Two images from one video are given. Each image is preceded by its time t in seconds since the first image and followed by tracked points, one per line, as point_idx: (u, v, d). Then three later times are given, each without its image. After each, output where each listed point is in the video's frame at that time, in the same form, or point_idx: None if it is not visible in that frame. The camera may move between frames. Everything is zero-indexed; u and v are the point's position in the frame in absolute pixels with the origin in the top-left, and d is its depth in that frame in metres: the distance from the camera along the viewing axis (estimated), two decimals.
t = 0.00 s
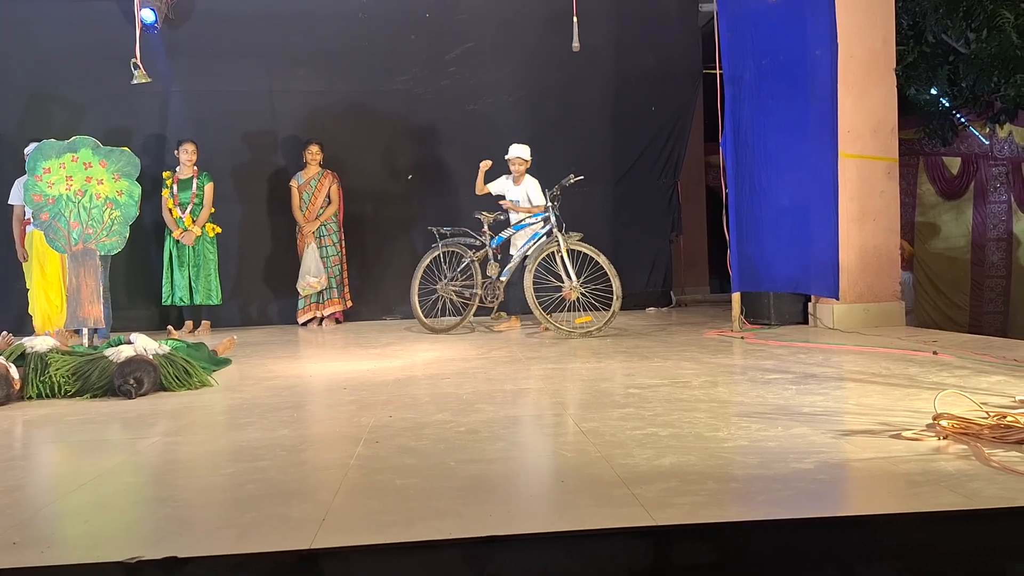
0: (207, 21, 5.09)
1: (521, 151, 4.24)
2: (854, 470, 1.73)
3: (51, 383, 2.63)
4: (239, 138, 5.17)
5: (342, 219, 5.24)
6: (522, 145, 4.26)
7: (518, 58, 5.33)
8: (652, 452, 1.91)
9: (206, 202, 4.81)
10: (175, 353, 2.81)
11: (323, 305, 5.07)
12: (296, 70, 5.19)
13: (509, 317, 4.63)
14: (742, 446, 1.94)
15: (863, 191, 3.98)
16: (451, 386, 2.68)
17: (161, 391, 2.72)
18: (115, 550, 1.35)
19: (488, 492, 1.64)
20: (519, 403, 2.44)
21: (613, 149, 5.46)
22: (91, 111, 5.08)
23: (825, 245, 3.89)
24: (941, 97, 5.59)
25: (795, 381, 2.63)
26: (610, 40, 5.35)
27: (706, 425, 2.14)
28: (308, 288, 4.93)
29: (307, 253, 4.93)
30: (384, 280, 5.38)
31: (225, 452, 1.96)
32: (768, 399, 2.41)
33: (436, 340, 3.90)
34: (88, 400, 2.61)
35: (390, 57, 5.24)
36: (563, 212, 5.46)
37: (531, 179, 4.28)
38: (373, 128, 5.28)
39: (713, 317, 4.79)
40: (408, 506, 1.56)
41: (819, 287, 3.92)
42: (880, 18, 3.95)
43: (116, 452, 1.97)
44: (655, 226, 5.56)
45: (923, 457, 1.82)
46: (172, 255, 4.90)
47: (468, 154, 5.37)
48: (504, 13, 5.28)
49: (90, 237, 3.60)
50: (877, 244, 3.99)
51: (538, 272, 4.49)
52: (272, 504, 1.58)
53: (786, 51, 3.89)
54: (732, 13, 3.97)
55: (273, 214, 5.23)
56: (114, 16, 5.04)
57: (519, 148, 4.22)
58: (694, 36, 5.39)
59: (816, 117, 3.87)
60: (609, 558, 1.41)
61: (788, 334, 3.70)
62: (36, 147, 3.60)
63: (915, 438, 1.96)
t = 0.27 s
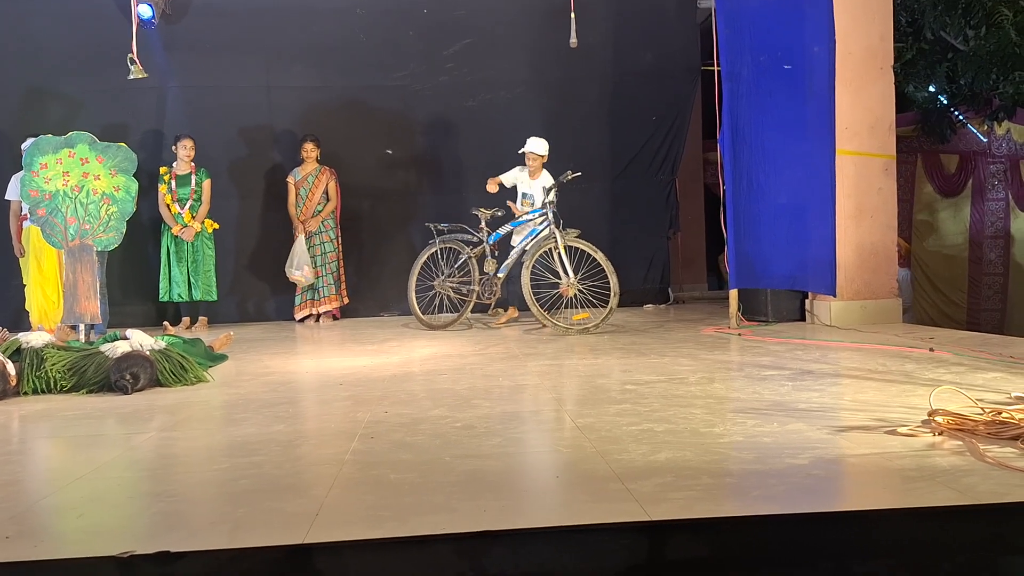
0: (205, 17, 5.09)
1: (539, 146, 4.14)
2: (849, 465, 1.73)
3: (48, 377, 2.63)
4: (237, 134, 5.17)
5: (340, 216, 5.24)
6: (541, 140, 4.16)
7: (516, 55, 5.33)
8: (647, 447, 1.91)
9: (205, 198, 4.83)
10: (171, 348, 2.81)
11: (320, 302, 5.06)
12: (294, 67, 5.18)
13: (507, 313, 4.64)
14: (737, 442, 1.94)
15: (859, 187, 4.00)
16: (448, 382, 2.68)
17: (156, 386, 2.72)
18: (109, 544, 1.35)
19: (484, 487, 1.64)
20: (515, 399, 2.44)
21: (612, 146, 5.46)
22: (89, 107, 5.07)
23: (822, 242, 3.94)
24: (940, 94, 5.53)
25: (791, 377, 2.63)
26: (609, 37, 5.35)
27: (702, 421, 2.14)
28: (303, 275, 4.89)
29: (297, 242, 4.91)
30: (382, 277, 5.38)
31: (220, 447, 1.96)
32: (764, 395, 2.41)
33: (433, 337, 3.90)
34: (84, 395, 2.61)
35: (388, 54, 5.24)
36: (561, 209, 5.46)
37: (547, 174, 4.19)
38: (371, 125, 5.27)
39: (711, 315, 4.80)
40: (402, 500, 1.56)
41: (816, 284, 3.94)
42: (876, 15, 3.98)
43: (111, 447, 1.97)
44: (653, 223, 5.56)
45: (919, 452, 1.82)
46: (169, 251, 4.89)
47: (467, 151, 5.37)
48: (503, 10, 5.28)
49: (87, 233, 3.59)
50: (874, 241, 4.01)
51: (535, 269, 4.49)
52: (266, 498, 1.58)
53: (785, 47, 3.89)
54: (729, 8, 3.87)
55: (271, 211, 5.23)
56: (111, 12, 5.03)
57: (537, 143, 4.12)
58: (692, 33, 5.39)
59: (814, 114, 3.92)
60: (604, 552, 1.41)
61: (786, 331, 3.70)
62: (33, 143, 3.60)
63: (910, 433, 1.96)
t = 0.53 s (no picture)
0: (203, 15, 5.09)
1: (540, 146, 4.06)
2: (842, 466, 1.74)
3: (46, 376, 2.64)
4: (235, 132, 5.17)
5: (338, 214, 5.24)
6: (544, 139, 4.08)
7: (515, 52, 5.32)
8: (641, 448, 1.92)
9: (203, 196, 4.84)
10: (168, 347, 2.82)
11: (316, 301, 5.05)
12: (293, 64, 5.18)
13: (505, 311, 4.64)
14: (731, 442, 1.95)
15: (857, 186, 3.94)
16: (445, 381, 2.69)
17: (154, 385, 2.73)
18: (103, 544, 1.36)
19: (478, 487, 1.64)
20: (511, 398, 2.45)
21: (610, 143, 5.46)
22: (88, 104, 5.07)
23: (819, 241, 3.97)
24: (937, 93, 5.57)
25: (787, 376, 2.64)
26: (607, 34, 5.33)
27: (696, 420, 2.15)
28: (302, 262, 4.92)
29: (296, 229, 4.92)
30: (381, 274, 5.38)
31: (216, 446, 1.97)
32: (759, 394, 2.42)
33: (431, 335, 3.91)
34: (81, 394, 2.62)
35: (386, 51, 5.23)
36: (559, 207, 5.47)
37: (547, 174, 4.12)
38: (370, 122, 5.27)
39: (708, 312, 4.80)
40: (396, 500, 1.57)
41: (812, 282, 4.01)
42: (875, 12, 3.91)
43: (107, 446, 1.98)
44: (651, 221, 5.57)
45: (911, 453, 1.83)
46: (168, 249, 4.90)
47: (466, 148, 5.37)
48: (501, 6, 5.27)
49: (85, 231, 3.60)
50: (871, 240, 3.98)
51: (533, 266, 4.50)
52: (260, 498, 1.59)
53: (782, 47, 3.94)
54: (727, 8, 3.95)
55: (270, 208, 5.23)
56: (109, 9, 5.03)
57: (539, 143, 4.04)
58: (691, 30, 5.37)
59: (811, 112, 3.94)
60: (597, 552, 1.42)
61: (782, 329, 3.71)
62: (30, 140, 3.60)
63: (904, 434, 1.96)
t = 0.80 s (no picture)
0: (202, 12, 5.07)
1: (530, 146, 4.15)
2: (840, 464, 1.74)
3: (46, 372, 2.64)
4: (234, 128, 5.16)
5: (337, 210, 5.24)
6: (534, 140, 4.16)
7: (514, 48, 5.31)
8: (640, 445, 1.92)
9: (202, 193, 4.84)
10: (167, 344, 2.82)
11: (316, 298, 5.06)
12: (291, 61, 5.17)
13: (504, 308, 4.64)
14: (730, 439, 1.95)
15: (856, 183, 3.92)
16: (444, 378, 2.70)
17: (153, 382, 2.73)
18: (103, 542, 1.36)
19: (478, 485, 1.65)
20: (510, 395, 2.45)
21: (609, 140, 5.45)
22: (86, 101, 5.06)
23: (818, 237, 3.96)
24: (936, 91, 5.59)
25: (785, 373, 2.64)
26: (606, 30, 5.32)
27: (695, 418, 2.15)
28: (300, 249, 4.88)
29: (297, 219, 4.88)
30: (380, 270, 5.38)
31: (215, 444, 1.97)
32: (758, 391, 2.42)
33: (430, 332, 3.91)
34: (81, 391, 2.62)
35: (385, 47, 5.22)
36: (558, 203, 5.46)
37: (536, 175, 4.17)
38: (369, 119, 5.26)
39: (707, 309, 4.81)
40: (396, 498, 1.57)
41: (811, 279, 4.01)
42: (874, 9, 3.91)
43: (107, 444, 1.98)
44: (650, 217, 5.56)
45: (909, 450, 1.83)
46: (167, 245, 4.89)
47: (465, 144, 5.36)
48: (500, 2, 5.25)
49: (84, 228, 3.59)
50: (869, 237, 3.98)
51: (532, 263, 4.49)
52: (260, 496, 1.60)
53: (780, 44, 3.95)
54: (726, 6, 3.97)
55: (269, 205, 5.23)
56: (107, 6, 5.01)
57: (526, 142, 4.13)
58: (690, 27, 5.36)
59: (810, 109, 3.93)
60: (597, 549, 1.42)
61: (781, 326, 3.71)
62: (30, 137, 3.60)
63: (902, 431, 1.97)
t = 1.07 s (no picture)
0: (201, 7, 5.05)
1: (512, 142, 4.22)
2: (842, 459, 1.74)
3: (45, 367, 2.64)
4: (233, 124, 5.14)
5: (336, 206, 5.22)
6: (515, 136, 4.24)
7: (513, 45, 5.30)
8: (641, 441, 1.92)
9: (200, 189, 4.81)
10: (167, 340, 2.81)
11: (316, 294, 5.05)
12: (290, 57, 5.15)
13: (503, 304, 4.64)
14: (731, 435, 1.95)
15: (856, 180, 3.92)
16: (444, 374, 2.69)
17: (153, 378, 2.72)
18: (103, 538, 1.36)
19: (480, 480, 1.65)
20: (510, 391, 2.45)
21: (608, 137, 5.45)
22: (84, 97, 5.04)
23: (817, 234, 3.97)
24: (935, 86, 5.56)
25: (785, 369, 2.65)
26: (605, 27, 5.31)
27: (696, 414, 2.15)
28: (304, 244, 4.84)
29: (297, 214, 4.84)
30: (378, 266, 5.37)
31: (216, 440, 1.96)
32: (758, 387, 2.43)
33: (429, 328, 3.90)
34: (81, 387, 2.61)
35: (384, 44, 5.20)
36: (557, 199, 5.45)
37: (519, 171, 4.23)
38: (367, 115, 5.25)
39: (706, 305, 4.81)
40: (398, 494, 1.57)
41: (811, 275, 4.01)
42: (874, 5, 3.89)
43: (107, 440, 1.97)
44: (649, 214, 5.56)
45: (911, 445, 1.83)
46: (166, 242, 4.88)
47: (464, 140, 5.35)
48: None
49: (83, 224, 3.58)
50: (869, 233, 3.97)
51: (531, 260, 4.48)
52: (262, 491, 1.59)
53: (779, 40, 3.93)
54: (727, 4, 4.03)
55: (267, 201, 5.22)
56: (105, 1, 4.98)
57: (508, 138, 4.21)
58: (689, 23, 5.35)
59: (809, 105, 3.93)
60: (598, 544, 1.42)
61: (781, 322, 3.71)
62: (30, 134, 3.60)
63: (903, 427, 1.97)
